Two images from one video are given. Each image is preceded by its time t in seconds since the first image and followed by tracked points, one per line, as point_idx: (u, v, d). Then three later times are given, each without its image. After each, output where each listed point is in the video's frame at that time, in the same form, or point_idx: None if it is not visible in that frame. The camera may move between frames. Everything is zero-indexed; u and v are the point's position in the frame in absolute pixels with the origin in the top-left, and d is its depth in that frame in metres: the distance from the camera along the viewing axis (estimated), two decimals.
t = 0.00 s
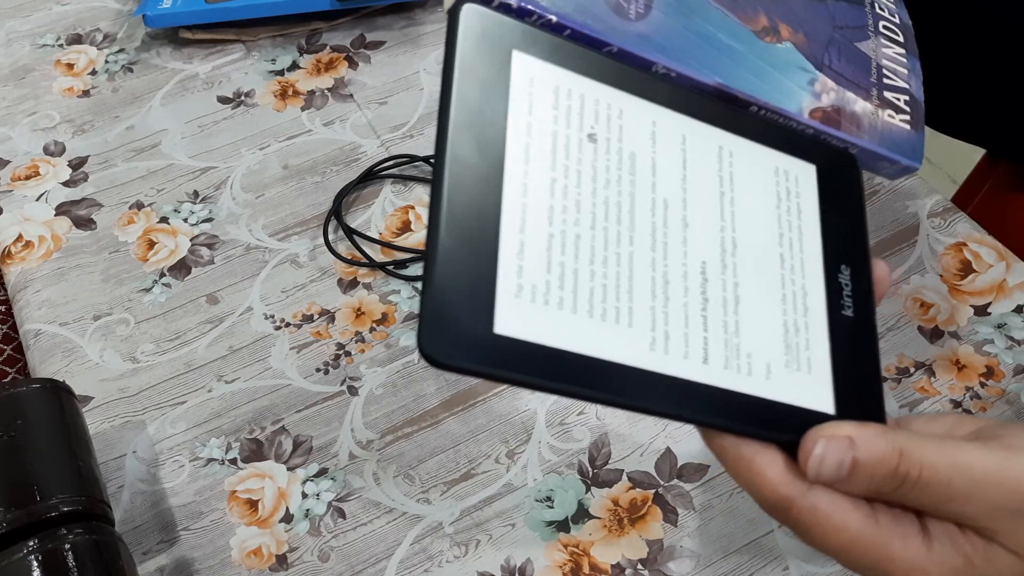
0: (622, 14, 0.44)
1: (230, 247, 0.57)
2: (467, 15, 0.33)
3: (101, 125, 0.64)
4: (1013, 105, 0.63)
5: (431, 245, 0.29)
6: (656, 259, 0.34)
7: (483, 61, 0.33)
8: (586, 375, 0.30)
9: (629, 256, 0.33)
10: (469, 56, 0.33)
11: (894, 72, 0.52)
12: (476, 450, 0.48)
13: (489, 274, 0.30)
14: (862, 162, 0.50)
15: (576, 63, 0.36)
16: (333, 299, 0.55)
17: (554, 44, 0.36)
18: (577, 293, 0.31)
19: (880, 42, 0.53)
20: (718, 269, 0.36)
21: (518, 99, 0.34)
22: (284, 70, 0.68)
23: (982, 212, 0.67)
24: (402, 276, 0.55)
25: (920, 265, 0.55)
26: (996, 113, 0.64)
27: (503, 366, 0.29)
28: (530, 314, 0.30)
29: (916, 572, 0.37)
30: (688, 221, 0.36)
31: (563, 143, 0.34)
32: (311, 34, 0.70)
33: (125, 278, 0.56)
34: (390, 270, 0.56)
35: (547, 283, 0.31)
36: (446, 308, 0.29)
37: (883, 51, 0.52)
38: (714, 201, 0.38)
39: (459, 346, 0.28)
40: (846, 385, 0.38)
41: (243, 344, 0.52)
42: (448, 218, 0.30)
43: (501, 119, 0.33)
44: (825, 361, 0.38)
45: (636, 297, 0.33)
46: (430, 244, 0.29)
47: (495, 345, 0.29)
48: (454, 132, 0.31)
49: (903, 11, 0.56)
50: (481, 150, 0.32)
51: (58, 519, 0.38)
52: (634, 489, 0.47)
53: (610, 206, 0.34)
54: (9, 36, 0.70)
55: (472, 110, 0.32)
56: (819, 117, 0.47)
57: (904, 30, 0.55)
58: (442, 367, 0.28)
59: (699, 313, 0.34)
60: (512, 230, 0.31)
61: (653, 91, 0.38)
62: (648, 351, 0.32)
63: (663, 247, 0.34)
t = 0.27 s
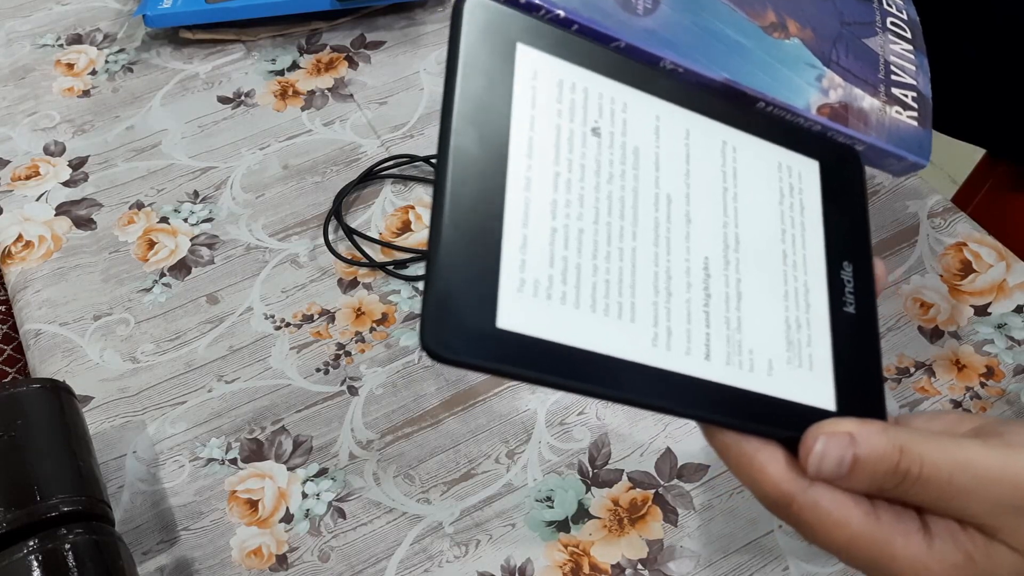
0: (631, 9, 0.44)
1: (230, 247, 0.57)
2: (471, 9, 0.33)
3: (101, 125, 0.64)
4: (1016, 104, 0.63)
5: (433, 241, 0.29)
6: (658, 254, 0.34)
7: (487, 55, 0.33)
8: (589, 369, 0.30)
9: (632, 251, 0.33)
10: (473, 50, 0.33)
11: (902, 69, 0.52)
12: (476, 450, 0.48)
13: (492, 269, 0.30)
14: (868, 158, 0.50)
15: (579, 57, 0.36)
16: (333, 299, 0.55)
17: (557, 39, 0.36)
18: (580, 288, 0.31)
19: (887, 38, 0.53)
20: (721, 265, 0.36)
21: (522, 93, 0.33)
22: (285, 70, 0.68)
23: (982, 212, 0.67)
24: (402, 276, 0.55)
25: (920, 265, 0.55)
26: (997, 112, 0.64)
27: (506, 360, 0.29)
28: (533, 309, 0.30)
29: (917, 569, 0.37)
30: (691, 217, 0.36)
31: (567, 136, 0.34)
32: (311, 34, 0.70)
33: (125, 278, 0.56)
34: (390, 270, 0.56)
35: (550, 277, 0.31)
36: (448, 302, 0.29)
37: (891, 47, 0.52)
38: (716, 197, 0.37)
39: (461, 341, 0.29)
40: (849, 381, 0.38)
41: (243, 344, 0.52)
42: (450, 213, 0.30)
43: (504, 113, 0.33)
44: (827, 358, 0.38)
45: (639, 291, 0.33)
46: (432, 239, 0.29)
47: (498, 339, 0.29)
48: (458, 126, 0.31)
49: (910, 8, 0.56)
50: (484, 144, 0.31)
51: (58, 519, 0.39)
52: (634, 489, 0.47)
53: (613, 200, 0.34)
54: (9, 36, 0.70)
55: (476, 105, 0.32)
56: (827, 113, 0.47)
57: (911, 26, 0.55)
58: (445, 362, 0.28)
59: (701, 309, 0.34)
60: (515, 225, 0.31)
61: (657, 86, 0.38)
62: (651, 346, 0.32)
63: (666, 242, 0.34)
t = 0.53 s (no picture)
0: (631, 15, 0.44)
1: (230, 247, 0.57)
2: (468, 14, 0.33)
3: (101, 125, 0.64)
4: (1015, 104, 0.63)
5: (430, 246, 0.29)
6: (656, 259, 0.34)
7: (484, 61, 0.33)
8: (585, 376, 0.30)
9: (630, 256, 0.33)
10: (469, 57, 0.33)
11: (900, 73, 0.52)
12: (476, 450, 0.48)
13: (489, 275, 0.30)
14: (867, 163, 0.50)
15: (577, 62, 0.36)
16: (333, 298, 0.55)
17: (555, 43, 0.36)
18: (577, 294, 0.31)
19: (886, 42, 0.53)
20: (719, 269, 0.36)
21: (519, 99, 0.34)
22: (284, 70, 0.68)
23: (981, 213, 0.67)
24: (402, 276, 0.55)
25: (920, 266, 0.55)
26: (996, 112, 0.64)
27: (502, 367, 0.29)
28: (530, 314, 0.30)
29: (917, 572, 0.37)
30: (688, 221, 0.36)
31: (564, 142, 0.34)
32: (311, 34, 0.70)
33: (126, 278, 0.56)
34: (390, 270, 0.56)
35: (547, 283, 0.31)
36: (445, 308, 0.29)
37: (889, 51, 0.52)
38: (714, 201, 0.38)
39: (458, 347, 0.28)
40: (848, 384, 0.38)
41: (243, 344, 0.52)
42: (447, 218, 0.30)
43: (502, 119, 0.33)
44: (826, 361, 0.38)
45: (636, 297, 0.33)
46: (429, 244, 0.29)
47: (494, 345, 0.29)
48: (455, 132, 0.31)
49: (908, 12, 0.56)
50: (481, 151, 0.32)
51: (58, 519, 0.39)
52: (634, 489, 0.47)
53: (610, 205, 0.34)
54: (9, 36, 0.70)
55: (473, 110, 0.32)
56: (826, 117, 0.47)
57: (910, 30, 0.55)
58: (441, 368, 0.28)
59: (699, 313, 0.34)
60: (511, 230, 0.31)
61: (655, 90, 0.38)
62: (648, 352, 0.32)
63: (663, 247, 0.34)
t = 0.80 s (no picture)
0: (633, 13, 0.44)
1: (230, 247, 0.57)
2: (470, 10, 0.33)
3: (101, 125, 0.64)
4: (1014, 105, 0.63)
5: (432, 242, 0.29)
6: (658, 255, 0.34)
7: (486, 57, 0.33)
8: (587, 371, 0.30)
9: (631, 252, 0.33)
10: (471, 52, 0.33)
11: (898, 75, 0.52)
12: (476, 450, 0.48)
13: (491, 270, 0.30)
14: (865, 164, 0.49)
15: (580, 57, 0.36)
16: (333, 299, 0.55)
17: (557, 39, 0.36)
18: (579, 290, 0.31)
19: (884, 44, 0.53)
20: (720, 265, 0.36)
21: (521, 94, 0.34)
22: (284, 70, 0.68)
23: (981, 213, 0.67)
24: (402, 276, 0.55)
25: (920, 265, 0.55)
26: (995, 113, 0.64)
27: (504, 363, 0.29)
28: (531, 310, 0.30)
29: (918, 569, 0.37)
30: (690, 217, 0.36)
31: (566, 138, 0.34)
32: (311, 34, 0.70)
33: (125, 278, 0.56)
34: (390, 270, 0.56)
35: (549, 279, 0.31)
36: (446, 304, 0.29)
37: (887, 54, 0.53)
38: (716, 197, 0.37)
39: (459, 343, 0.29)
40: (850, 380, 0.38)
41: (243, 344, 0.52)
42: (449, 214, 0.30)
43: (504, 115, 0.33)
44: (828, 358, 0.38)
45: (637, 293, 0.33)
46: (431, 240, 0.29)
47: (496, 341, 0.29)
48: (457, 127, 0.31)
49: (905, 14, 0.56)
50: (483, 146, 0.32)
51: (58, 519, 0.39)
52: (634, 489, 0.47)
53: (612, 201, 0.34)
54: (9, 36, 0.70)
55: (476, 105, 0.32)
56: (825, 118, 0.47)
57: (907, 32, 0.55)
58: (443, 364, 0.28)
59: (700, 309, 0.34)
60: (513, 226, 0.31)
61: (657, 85, 0.38)
62: (650, 348, 0.32)
63: (665, 243, 0.34)
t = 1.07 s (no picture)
0: (631, 16, 0.44)
1: (230, 247, 0.57)
2: (467, 14, 0.33)
3: (101, 125, 0.64)
4: (1013, 105, 0.63)
5: (431, 246, 0.29)
6: (657, 258, 0.34)
7: (484, 60, 0.33)
8: (586, 375, 0.30)
9: (630, 255, 0.33)
10: (469, 56, 0.33)
11: (895, 78, 0.52)
12: (476, 450, 0.48)
13: (489, 274, 0.30)
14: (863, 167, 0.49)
15: (578, 61, 0.36)
16: (333, 299, 0.55)
17: (555, 42, 0.36)
18: (577, 293, 0.31)
19: (880, 48, 0.53)
20: (719, 268, 0.36)
21: (519, 98, 0.34)
22: (285, 70, 0.68)
23: (982, 213, 0.66)
24: (402, 276, 0.55)
25: (920, 265, 0.55)
26: (996, 112, 0.64)
27: (503, 367, 0.29)
28: (530, 313, 0.30)
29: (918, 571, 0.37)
30: (689, 220, 0.36)
31: (564, 141, 0.34)
32: (311, 34, 0.70)
33: (125, 278, 0.56)
34: (390, 270, 0.56)
35: (548, 282, 0.31)
36: (445, 307, 0.29)
37: (883, 57, 0.52)
38: (715, 200, 0.37)
39: (458, 347, 0.28)
40: (849, 382, 0.38)
41: (243, 344, 0.52)
42: (448, 218, 0.30)
43: (502, 118, 0.33)
44: (827, 360, 0.38)
45: (636, 296, 0.33)
46: (430, 243, 0.29)
47: (495, 345, 0.29)
48: (455, 131, 0.31)
49: (901, 17, 0.56)
50: (481, 149, 0.32)
51: (58, 519, 0.39)
52: (634, 489, 0.47)
53: (611, 205, 0.34)
54: (9, 36, 0.70)
55: (474, 109, 0.32)
56: (822, 121, 0.47)
57: (903, 36, 0.55)
58: (442, 368, 0.28)
59: (699, 312, 0.34)
60: (512, 229, 0.31)
61: (655, 89, 0.38)
62: (649, 351, 0.32)
63: (664, 246, 0.34)
